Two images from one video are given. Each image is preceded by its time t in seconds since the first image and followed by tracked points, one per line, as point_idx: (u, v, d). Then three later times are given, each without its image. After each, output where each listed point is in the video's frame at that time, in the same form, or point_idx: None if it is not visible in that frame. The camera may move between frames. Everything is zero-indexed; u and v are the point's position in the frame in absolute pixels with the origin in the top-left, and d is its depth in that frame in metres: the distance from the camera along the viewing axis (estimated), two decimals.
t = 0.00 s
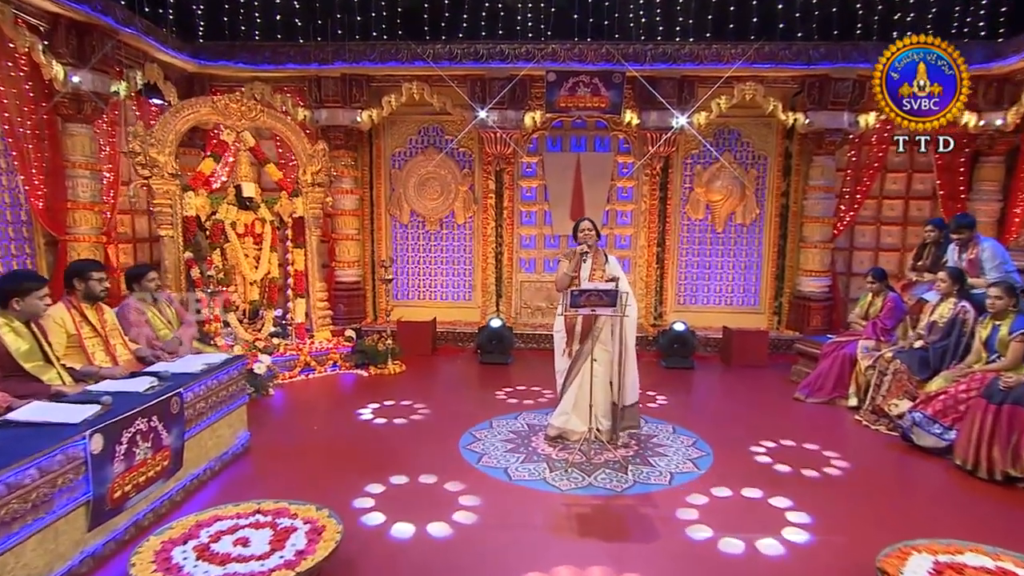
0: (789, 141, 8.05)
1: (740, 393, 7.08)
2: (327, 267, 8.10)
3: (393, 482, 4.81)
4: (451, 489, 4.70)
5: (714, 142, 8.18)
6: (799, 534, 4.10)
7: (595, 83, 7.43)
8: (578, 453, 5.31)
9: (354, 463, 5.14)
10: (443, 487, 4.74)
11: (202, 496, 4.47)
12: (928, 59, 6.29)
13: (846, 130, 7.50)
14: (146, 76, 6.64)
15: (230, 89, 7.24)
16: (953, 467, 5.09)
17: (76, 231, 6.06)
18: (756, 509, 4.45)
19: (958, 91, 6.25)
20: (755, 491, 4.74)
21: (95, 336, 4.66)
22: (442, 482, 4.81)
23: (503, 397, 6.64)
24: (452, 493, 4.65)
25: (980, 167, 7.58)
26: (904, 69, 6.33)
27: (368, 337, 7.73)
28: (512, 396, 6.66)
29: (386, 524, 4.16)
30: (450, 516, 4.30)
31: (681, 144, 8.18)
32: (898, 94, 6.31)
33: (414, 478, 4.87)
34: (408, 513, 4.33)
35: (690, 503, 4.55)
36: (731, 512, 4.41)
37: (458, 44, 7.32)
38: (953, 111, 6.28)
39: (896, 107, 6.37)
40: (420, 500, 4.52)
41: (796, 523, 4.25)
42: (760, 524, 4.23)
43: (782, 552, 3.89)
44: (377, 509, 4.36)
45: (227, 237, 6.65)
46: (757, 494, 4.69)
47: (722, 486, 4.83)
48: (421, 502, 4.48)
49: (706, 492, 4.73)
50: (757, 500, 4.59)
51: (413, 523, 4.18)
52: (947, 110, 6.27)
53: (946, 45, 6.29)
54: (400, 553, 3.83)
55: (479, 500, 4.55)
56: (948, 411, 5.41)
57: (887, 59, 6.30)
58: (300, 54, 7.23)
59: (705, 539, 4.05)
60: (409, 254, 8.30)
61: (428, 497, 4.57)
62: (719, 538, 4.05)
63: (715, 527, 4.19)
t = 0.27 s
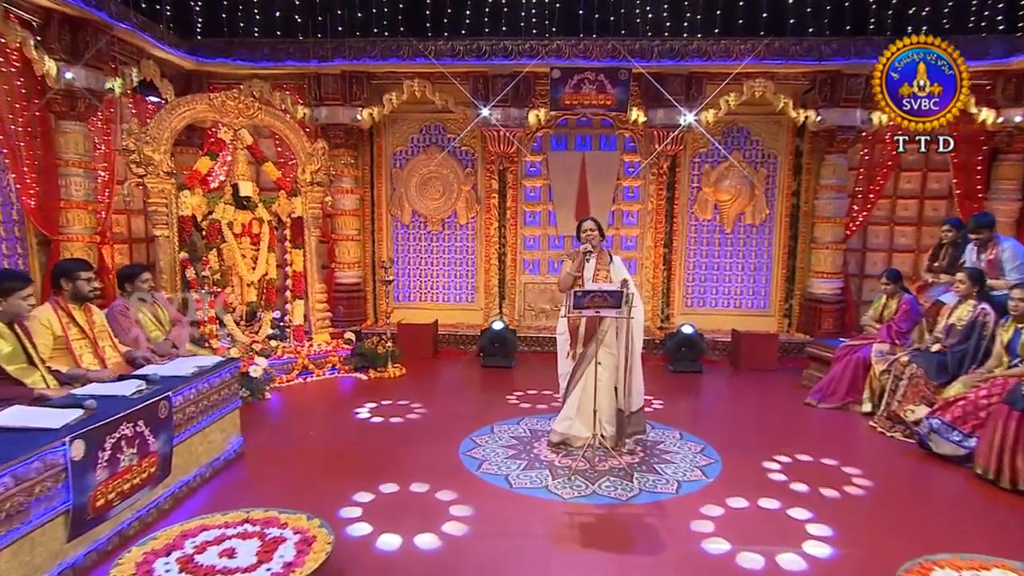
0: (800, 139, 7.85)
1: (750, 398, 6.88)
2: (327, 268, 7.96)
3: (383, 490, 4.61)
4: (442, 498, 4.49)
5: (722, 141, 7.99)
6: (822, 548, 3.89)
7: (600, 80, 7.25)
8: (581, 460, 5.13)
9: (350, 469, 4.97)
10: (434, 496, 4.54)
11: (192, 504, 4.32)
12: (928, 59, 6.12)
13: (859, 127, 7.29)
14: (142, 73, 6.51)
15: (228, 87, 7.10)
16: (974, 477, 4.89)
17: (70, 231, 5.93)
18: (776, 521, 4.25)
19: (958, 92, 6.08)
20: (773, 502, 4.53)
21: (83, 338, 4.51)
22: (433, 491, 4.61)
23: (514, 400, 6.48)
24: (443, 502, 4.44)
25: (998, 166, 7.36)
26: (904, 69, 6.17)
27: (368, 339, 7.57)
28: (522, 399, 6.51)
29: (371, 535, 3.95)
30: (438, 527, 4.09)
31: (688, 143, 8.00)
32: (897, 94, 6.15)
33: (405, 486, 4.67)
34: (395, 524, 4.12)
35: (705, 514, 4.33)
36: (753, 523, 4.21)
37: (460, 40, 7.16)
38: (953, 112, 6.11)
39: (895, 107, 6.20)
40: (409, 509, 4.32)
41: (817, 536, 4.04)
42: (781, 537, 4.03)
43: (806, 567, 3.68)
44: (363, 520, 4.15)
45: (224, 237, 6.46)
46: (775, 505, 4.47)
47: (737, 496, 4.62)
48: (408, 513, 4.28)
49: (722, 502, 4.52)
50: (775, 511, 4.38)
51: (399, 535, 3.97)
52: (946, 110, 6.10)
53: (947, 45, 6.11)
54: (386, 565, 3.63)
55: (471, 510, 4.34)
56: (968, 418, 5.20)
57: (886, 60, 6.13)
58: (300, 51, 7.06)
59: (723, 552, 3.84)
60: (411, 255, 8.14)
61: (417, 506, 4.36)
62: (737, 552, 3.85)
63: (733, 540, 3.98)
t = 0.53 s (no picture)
0: (813, 137, 7.62)
1: (761, 405, 6.66)
2: (327, 270, 7.79)
3: (370, 501, 4.40)
4: (432, 510, 4.28)
5: (732, 139, 7.78)
6: (850, 567, 3.65)
7: (607, 77, 7.03)
8: (585, 468, 4.92)
9: (345, 477, 4.79)
10: (424, 508, 4.32)
11: (178, 514, 4.15)
12: (928, 59, 5.92)
13: (874, 125, 7.04)
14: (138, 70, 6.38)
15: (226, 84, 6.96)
16: (1000, 488, 4.65)
17: (62, 231, 5.79)
18: (804, 533, 4.05)
19: (959, 91, 5.86)
20: (795, 516, 4.29)
21: (69, 340, 4.36)
22: (423, 501, 4.40)
23: (529, 405, 6.30)
24: (433, 515, 4.22)
25: (1020, 164, 7.10)
26: (904, 69, 5.96)
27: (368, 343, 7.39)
28: (536, 404, 6.33)
29: (354, 549, 3.74)
30: (425, 541, 3.86)
31: (698, 141, 7.80)
32: (897, 95, 5.92)
33: (394, 497, 4.46)
34: (380, 537, 3.90)
35: (723, 529, 4.10)
36: (776, 537, 3.99)
37: (463, 36, 7.00)
38: (954, 112, 5.90)
39: (895, 108, 5.97)
40: (397, 521, 4.10)
41: (845, 554, 3.80)
42: (806, 552, 3.81)
43: None
44: (347, 532, 3.94)
45: (220, 237, 6.30)
46: (797, 519, 4.24)
47: (755, 510, 4.38)
48: (396, 525, 4.06)
49: (740, 516, 4.28)
50: (798, 525, 4.15)
51: (383, 548, 3.76)
52: (947, 110, 5.88)
53: (947, 45, 5.92)
54: None
55: (462, 522, 4.11)
56: (992, 427, 4.98)
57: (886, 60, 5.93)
58: (299, 47, 6.93)
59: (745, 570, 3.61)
60: (413, 256, 7.97)
61: (405, 518, 4.15)
62: (760, 570, 3.61)
63: (755, 558, 3.74)
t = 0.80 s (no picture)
0: (828, 135, 7.39)
1: (774, 411, 6.44)
2: (329, 272, 7.64)
3: (357, 511, 4.19)
4: (420, 521, 4.06)
5: (744, 138, 7.57)
6: None
7: (615, 74, 6.85)
8: (590, 477, 4.71)
9: (339, 485, 4.61)
10: (410, 519, 4.09)
11: (165, 524, 3.99)
12: (927, 59, 5.86)
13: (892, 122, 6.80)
14: (136, 68, 6.26)
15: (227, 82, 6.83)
16: None
17: (56, 231, 5.66)
18: (829, 550, 3.81)
19: (960, 91, 5.78)
20: (819, 531, 4.04)
21: (56, 343, 4.22)
22: (412, 513, 4.18)
23: (545, 411, 6.12)
24: (420, 527, 3.99)
25: None
26: (904, 69, 5.90)
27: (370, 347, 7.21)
28: (552, 410, 6.15)
29: (336, 563, 3.53)
30: (409, 555, 3.65)
31: (708, 139, 7.59)
32: (895, 95, 5.87)
33: (382, 507, 4.25)
34: (365, 549, 3.70)
35: (743, 545, 3.86)
36: (799, 553, 3.76)
37: (468, 33, 6.86)
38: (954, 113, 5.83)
39: (895, 107, 5.91)
40: (383, 533, 3.89)
41: (874, 572, 3.56)
42: (831, 570, 3.59)
43: None
44: (329, 545, 3.74)
45: (217, 238, 6.14)
46: (821, 534, 3.99)
47: (777, 524, 4.13)
48: (383, 537, 3.86)
49: (761, 531, 4.04)
50: (823, 542, 3.91)
51: (366, 563, 3.55)
52: (946, 111, 5.80)
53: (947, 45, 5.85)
54: None
55: (451, 536, 3.89)
56: (1019, 436, 4.74)
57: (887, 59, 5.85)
58: (301, 45, 6.81)
59: None
60: (416, 258, 7.80)
61: (392, 529, 3.94)
62: None
63: None
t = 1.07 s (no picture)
0: (843, 133, 7.19)
1: (787, 417, 6.24)
2: (332, 273, 7.51)
3: (347, 520, 4.04)
4: (410, 532, 3.89)
5: (756, 136, 7.38)
6: None
7: (624, 70, 6.70)
8: (596, 485, 4.54)
9: (337, 492, 4.46)
10: (404, 529, 3.94)
11: (156, 532, 3.87)
12: (928, 59, 5.83)
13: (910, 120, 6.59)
14: (137, 66, 6.17)
15: (228, 80, 6.73)
16: None
17: (54, 231, 5.57)
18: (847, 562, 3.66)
19: (960, 91, 5.77)
20: (845, 545, 3.84)
21: (47, 345, 4.10)
22: (404, 522, 4.02)
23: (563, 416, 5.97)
24: (409, 537, 3.84)
25: None
26: (904, 69, 5.89)
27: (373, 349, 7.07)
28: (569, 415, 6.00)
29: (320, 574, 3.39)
30: (398, 566, 3.50)
31: (720, 138, 7.41)
32: (896, 95, 5.84)
33: (374, 516, 4.10)
34: (351, 560, 3.56)
35: (766, 560, 3.67)
36: (825, 568, 3.58)
37: (473, 30, 6.73)
38: (954, 113, 5.83)
39: (898, 107, 5.87)
40: (372, 544, 3.74)
41: None
42: None
43: None
44: (315, 556, 3.60)
45: (217, 238, 5.98)
46: (847, 548, 3.80)
47: (801, 537, 3.93)
48: (372, 547, 3.71)
49: (783, 544, 3.84)
50: (850, 556, 3.71)
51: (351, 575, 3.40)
52: (947, 111, 5.80)
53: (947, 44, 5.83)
54: None
55: (442, 547, 3.73)
56: None
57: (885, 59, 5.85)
58: (303, 43, 6.70)
59: None
60: (421, 259, 7.66)
61: (382, 540, 3.79)
62: None
63: None
